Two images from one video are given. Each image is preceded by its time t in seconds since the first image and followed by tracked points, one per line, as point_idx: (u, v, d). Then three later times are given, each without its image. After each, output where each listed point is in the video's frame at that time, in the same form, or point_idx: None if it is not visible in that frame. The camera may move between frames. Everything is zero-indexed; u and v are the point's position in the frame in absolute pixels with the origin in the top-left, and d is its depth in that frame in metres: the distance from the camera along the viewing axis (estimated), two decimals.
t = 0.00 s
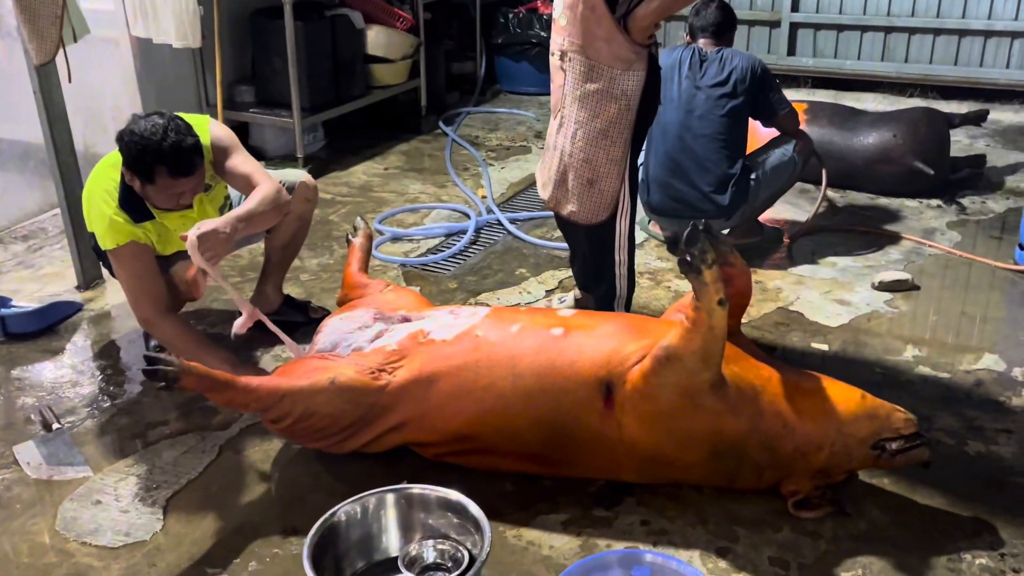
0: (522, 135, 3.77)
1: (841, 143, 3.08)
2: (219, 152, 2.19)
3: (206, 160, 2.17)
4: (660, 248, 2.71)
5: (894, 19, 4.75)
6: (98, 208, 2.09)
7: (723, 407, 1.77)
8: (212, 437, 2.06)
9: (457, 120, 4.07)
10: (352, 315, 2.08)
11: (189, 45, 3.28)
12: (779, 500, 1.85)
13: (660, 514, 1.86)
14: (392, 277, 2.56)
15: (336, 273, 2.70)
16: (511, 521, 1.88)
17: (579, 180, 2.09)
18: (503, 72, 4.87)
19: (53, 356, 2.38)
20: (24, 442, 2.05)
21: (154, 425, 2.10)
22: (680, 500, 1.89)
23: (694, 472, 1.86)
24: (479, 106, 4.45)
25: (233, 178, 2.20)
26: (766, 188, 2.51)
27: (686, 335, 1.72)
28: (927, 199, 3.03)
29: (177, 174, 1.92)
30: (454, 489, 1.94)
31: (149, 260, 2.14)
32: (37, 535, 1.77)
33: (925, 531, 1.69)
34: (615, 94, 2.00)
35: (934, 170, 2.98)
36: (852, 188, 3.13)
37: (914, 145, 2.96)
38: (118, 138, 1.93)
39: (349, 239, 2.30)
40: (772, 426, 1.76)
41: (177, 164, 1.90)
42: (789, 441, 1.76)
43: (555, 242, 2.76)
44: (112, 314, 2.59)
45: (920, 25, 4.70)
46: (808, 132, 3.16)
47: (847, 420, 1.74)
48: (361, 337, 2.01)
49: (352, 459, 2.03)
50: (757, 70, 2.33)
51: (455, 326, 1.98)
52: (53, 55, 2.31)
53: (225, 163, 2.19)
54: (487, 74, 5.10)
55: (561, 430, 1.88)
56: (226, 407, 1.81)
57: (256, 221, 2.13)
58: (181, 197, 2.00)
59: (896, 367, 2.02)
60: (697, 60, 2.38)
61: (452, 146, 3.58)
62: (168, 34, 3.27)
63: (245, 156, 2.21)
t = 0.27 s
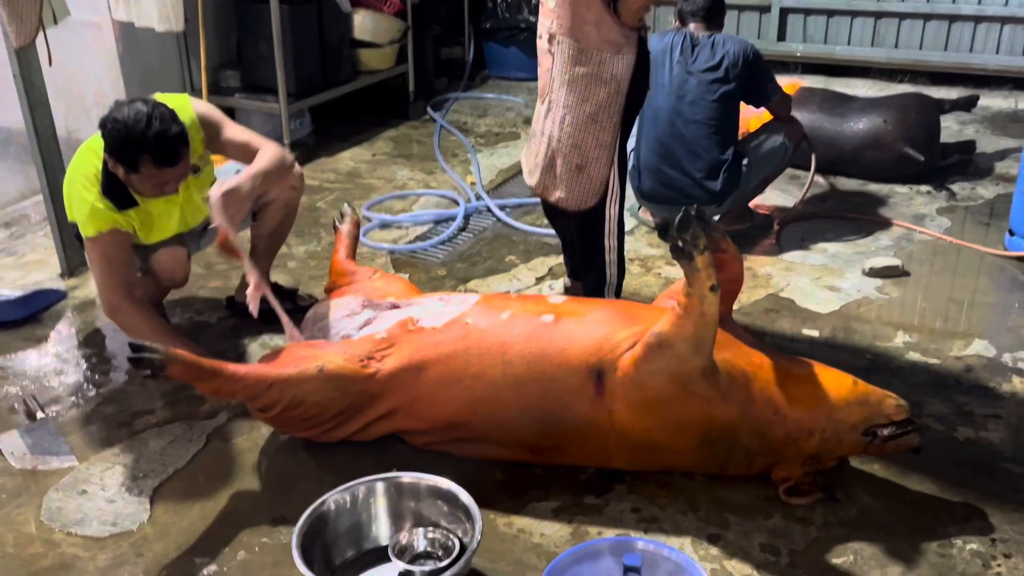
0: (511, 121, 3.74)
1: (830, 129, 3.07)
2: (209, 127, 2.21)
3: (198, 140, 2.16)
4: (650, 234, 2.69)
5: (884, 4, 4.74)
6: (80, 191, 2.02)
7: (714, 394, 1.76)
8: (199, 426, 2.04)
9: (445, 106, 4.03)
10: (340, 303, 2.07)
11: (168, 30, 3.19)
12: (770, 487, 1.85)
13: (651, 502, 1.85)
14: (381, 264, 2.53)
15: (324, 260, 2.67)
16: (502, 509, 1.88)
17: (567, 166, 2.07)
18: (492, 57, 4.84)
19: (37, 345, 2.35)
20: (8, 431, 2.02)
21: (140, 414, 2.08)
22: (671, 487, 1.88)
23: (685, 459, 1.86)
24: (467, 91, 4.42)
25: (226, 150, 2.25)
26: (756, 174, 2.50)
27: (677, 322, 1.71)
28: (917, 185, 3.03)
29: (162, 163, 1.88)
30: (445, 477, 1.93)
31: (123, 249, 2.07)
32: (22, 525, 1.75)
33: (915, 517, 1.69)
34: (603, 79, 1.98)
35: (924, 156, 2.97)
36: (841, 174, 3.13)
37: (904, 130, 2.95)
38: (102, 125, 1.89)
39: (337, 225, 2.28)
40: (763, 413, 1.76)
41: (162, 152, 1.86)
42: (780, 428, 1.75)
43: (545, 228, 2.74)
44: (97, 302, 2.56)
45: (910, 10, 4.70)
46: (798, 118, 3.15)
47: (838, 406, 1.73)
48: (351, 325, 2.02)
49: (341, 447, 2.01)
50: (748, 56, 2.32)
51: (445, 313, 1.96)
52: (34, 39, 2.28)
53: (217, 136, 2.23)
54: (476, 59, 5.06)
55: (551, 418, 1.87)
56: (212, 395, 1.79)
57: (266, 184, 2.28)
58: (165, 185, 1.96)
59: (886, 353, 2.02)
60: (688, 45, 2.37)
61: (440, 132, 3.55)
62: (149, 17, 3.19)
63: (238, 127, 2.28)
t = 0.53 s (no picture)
0: (501, 107, 3.71)
1: (823, 115, 3.07)
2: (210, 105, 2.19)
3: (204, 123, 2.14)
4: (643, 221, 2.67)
5: None
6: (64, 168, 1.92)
7: (713, 380, 1.76)
8: (190, 415, 2.01)
9: (434, 91, 4.00)
10: (334, 290, 2.05)
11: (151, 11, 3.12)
12: (767, 473, 1.85)
13: (648, 489, 1.85)
14: (372, 250, 2.51)
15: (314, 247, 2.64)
16: (498, 497, 1.87)
17: (563, 150, 2.05)
18: (482, 42, 4.80)
19: (23, 333, 2.31)
20: None
21: (130, 403, 2.04)
22: (667, 474, 1.88)
23: (683, 446, 1.85)
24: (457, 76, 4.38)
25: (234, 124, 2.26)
26: (751, 160, 2.49)
27: (676, 309, 1.71)
28: (908, 171, 3.03)
29: (157, 150, 1.82)
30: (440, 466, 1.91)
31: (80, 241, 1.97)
32: (11, 516, 1.72)
33: (913, 504, 1.70)
34: (599, 61, 1.96)
35: (916, 141, 2.98)
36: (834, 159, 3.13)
37: (897, 115, 2.96)
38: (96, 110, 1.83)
39: (331, 211, 2.26)
40: (762, 399, 1.76)
41: (159, 138, 1.81)
42: (778, 414, 1.76)
43: (537, 215, 2.72)
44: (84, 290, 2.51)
45: None
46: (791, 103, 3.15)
47: (837, 392, 1.73)
48: (344, 311, 1.99)
49: (335, 435, 1.99)
50: (744, 40, 2.30)
51: (440, 300, 1.94)
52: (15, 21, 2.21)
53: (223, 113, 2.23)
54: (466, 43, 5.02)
55: (549, 405, 1.86)
56: (204, 384, 1.76)
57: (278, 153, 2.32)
58: (158, 173, 1.90)
59: (883, 339, 2.02)
60: (683, 29, 2.36)
61: (430, 117, 3.52)
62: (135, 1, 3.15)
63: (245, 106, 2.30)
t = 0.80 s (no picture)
0: (490, 94, 3.68)
1: (818, 102, 3.08)
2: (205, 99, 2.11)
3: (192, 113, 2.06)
4: (637, 208, 2.60)
5: None
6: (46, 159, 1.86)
7: (720, 368, 1.77)
8: (185, 404, 1.97)
9: (422, 77, 3.96)
10: (330, 277, 2.01)
11: None
12: (771, 462, 1.86)
13: (654, 478, 1.85)
14: (364, 238, 2.47)
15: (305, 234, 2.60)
16: (502, 486, 1.85)
17: (565, 134, 2.06)
18: (469, 28, 4.76)
19: (8, 321, 2.24)
20: None
21: (122, 392, 2.00)
22: (672, 462, 1.89)
23: (687, 434, 1.85)
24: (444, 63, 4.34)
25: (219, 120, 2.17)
26: (747, 148, 2.48)
27: (683, 295, 1.71)
28: (902, 159, 3.06)
29: (143, 136, 1.78)
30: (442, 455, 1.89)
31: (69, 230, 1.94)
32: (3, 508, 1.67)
33: (921, 494, 1.72)
34: (602, 44, 1.95)
35: (910, 129, 3.00)
36: (828, 148, 3.15)
37: (892, 103, 2.98)
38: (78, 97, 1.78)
39: (325, 198, 2.20)
40: (768, 386, 1.77)
41: (144, 125, 1.76)
42: (784, 402, 1.77)
43: (530, 202, 2.70)
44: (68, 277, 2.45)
45: None
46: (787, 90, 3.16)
47: (844, 379, 1.75)
48: (340, 298, 1.94)
49: (333, 425, 1.96)
50: (741, 25, 2.29)
51: (440, 287, 1.91)
52: None
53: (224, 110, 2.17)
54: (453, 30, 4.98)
55: (551, 393, 1.85)
56: (200, 370, 1.72)
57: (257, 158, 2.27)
58: (147, 159, 1.87)
59: (883, 327, 2.04)
60: (680, 14, 2.37)
61: (418, 104, 3.49)
62: None
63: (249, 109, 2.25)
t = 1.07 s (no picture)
0: (476, 81, 3.63)
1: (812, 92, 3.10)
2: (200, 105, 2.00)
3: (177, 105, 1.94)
4: (631, 199, 2.57)
5: None
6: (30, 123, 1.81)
7: (732, 359, 1.75)
8: (181, 396, 1.90)
9: (406, 64, 3.89)
10: (327, 267, 1.94)
11: None
12: (780, 455, 1.85)
13: (661, 470, 1.83)
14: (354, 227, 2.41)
15: (294, 223, 2.53)
16: (508, 480, 1.81)
17: (568, 122, 2.01)
18: (452, 14, 4.69)
19: None
20: None
21: (113, 384, 1.93)
22: (680, 455, 1.86)
23: (697, 426, 1.83)
24: (428, 49, 4.27)
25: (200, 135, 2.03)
26: (745, 137, 2.47)
27: (697, 286, 1.68)
28: (897, 150, 3.10)
29: (139, 103, 1.72)
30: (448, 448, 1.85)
31: (60, 205, 1.90)
32: None
33: (930, 486, 1.74)
34: (607, 29, 1.89)
35: (905, 120, 3.03)
36: (820, 138, 3.16)
37: (886, 93, 3.00)
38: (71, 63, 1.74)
39: (320, 185, 2.15)
40: (780, 377, 1.76)
41: (140, 88, 1.71)
42: (796, 393, 1.76)
43: (522, 192, 2.66)
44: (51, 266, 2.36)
45: None
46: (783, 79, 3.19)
47: (856, 372, 1.76)
48: (339, 288, 1.88)
49: (334, 418, 1.90)
50: (739, 12, 2.28)
51: (445, 277, 1.86)
52: None
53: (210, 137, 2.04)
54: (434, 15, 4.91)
55: (560, 386, 1.81)
56: (202, 363, 1.68)
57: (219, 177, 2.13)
58: (138, 130, 1.78)
59: (887, 318, 2.04)
60: (678, 2, 2.37)
61: (404, 91, 3.43)
62: None
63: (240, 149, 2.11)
